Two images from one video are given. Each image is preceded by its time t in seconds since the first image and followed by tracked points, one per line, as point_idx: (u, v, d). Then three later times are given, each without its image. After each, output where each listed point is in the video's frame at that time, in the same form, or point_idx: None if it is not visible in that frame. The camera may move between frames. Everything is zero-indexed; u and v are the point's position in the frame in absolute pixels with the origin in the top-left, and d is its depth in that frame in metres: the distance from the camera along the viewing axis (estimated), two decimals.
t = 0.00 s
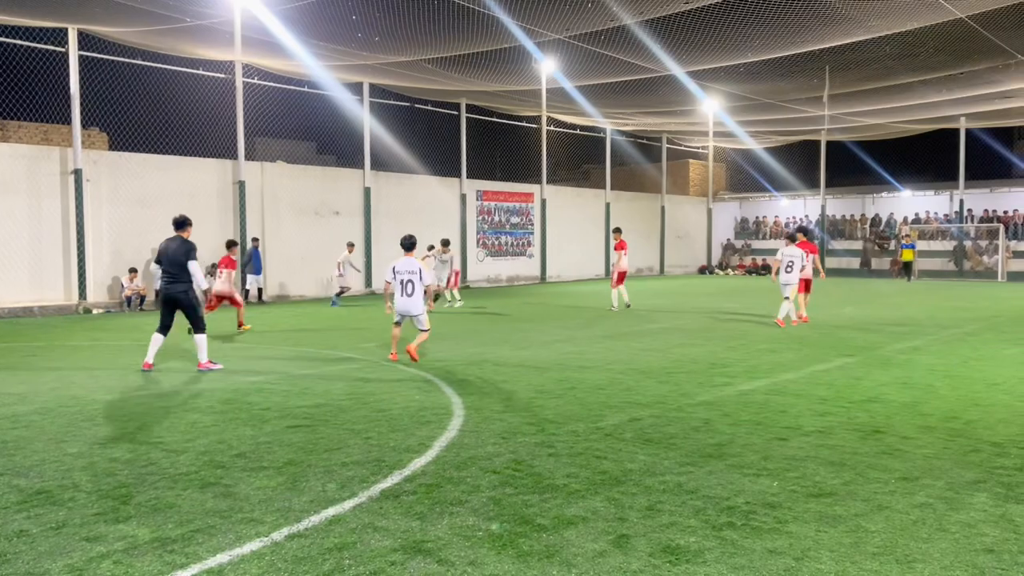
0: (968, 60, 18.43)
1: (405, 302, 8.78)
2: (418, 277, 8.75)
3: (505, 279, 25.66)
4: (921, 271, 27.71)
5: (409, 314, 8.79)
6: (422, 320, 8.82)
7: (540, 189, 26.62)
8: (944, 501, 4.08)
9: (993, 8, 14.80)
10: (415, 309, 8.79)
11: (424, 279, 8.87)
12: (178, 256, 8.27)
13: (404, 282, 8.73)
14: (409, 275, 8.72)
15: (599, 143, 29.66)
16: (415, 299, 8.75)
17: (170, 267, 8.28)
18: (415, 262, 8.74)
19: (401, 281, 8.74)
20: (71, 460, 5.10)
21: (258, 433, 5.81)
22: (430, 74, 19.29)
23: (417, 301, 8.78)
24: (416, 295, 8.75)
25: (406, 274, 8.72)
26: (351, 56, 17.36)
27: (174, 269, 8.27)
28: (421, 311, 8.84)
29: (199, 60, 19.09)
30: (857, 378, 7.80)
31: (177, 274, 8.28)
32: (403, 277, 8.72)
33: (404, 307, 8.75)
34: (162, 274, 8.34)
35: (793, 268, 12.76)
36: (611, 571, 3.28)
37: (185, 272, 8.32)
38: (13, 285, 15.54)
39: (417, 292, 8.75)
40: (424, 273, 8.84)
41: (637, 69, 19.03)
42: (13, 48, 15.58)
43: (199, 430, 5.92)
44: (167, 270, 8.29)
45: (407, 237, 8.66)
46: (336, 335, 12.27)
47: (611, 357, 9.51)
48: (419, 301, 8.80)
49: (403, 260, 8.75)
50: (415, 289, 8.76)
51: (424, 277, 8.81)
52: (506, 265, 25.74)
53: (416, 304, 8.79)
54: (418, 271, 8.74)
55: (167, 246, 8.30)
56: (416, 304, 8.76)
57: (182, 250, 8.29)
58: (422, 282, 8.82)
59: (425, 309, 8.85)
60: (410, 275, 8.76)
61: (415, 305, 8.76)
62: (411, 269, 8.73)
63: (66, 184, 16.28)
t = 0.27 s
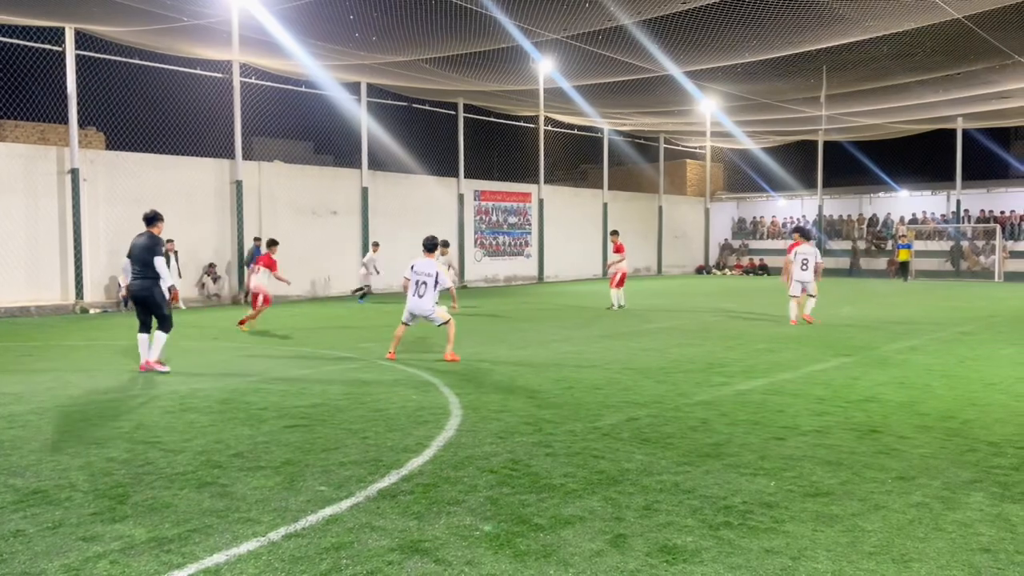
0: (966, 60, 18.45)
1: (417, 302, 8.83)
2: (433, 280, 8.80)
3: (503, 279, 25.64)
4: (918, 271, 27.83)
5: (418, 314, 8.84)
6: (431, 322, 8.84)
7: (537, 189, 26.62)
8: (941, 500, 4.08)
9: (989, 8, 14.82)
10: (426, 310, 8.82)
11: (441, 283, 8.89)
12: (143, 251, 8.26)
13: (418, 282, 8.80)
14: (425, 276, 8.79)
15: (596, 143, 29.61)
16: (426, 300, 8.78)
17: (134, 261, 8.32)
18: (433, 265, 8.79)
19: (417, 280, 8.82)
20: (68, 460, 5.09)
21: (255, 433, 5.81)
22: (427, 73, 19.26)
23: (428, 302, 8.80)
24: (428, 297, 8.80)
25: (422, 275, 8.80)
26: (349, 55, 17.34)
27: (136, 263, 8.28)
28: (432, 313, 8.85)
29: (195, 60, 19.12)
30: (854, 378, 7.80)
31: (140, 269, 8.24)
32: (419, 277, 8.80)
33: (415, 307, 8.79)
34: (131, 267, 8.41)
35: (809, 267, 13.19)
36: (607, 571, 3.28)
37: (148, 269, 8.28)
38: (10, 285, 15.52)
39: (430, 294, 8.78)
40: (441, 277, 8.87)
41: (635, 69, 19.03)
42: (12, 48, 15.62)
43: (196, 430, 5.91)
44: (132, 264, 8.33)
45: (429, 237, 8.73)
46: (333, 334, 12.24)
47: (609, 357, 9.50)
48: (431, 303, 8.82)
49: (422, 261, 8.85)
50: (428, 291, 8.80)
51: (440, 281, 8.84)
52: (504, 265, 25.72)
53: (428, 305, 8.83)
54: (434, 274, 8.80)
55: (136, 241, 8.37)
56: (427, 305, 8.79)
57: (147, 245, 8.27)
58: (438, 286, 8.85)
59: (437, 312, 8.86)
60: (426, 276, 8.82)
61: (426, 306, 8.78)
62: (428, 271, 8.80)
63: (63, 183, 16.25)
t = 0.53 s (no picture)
0: (965, 61, 18.46)
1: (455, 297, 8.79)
2: (473, 275, 8.87)
3: (502, 279, 25.63)
4: (917, 271, 27.73)
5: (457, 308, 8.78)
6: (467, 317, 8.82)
7: (537, 188, 26.60)
8: (940, 500, 4.09)
9: (989, 8, 14.83)
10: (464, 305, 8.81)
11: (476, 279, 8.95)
12: (116, 252, 8.16)
13: (460, 276, 8.79)
14: (468, 271, 8.83)
15: (595, 143, 29.58)
16: (467, 295, 8.79)
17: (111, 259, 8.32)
18: (476, 260, 8.87)
19: (457, 275, 8.80)
20: (67, 459, 5.09)
21: (254, 432, 5.80)
22: (427, 73, 19.26)
23: (467, 297, 8.81)
24: (468, 291, 8.82)
25: (464, 269, 8.80)
26: (349, 55, 17.33)
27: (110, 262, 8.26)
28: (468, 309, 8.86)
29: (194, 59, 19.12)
30: (854, 378, 7.81)
31: (110, 269, 8.20)
32: (462, 271, 8.80)
33: (456, 301, 8.74)
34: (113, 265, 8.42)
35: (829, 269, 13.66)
36: (607, 571, 3.28)
37: (118, 270, 8.20)
38: (10, 284, 15.53)
39: (471, 289, 8.82)
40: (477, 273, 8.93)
41: (634, 69, 19.04)
42: (12, 48, 15.62)
43: (195, 429, 5.91)
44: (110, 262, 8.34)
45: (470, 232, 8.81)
46: (332, 334, 12.23)
47: (608, 357, 9.50)
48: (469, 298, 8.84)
49: (463, 255, 8.86)
50: (467, 285, 8.83)
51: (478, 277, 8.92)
52: (503, 265, 25.70)
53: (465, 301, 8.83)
54: (475, 270, 8.88)
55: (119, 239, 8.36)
56: (466, 300, 8.80)
57: (119, 247, 8.17)
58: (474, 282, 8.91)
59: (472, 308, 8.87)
60: (466, 271, 8.85)
61: (466, 300, 8.79)
62: (469, 266, 8.85)
63: (63, 182, 16.23)
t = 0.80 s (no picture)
0: (965, 61, 18.46)
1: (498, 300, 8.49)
2: (515, 277, 8.49)
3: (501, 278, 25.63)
4: (916, 272, 27.74)
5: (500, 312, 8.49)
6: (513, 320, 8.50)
7: (536, 188, 26.59)
8: (939, 500, 4.09)
9: (989, 9, 14.83)
10: (507, 308, 8.49)
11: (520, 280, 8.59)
12: (94, 248, 8.17)
13: (501, 278, 8.46)
14: (509, 273, 8.47)
15: (595, 143, 29.53)
16: (509, 298, 8.48)
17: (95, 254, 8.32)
18: (517, 261, 8.50)
19: (499, 277, 8.47)
20: (66, 458, 5.09)
21: (254, 431, 5.80)
22: (426, 73, 19.25)
23: (510, 300, 8.50)
24: (510, 294, 8.49)
25: (505, 271, 8.46)
26: (349, 54, 17.33)
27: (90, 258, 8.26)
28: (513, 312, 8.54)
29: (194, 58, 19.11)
30: (853, 378, 7.82)
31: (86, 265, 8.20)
32: (502, 273, 8.46)
33: (498, 305, 8.45)
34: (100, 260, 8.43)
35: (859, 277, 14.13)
36: (607, 570, 3.28)
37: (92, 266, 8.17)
38: (9, 283, 15.52)
39: (512, 291, 8.49)
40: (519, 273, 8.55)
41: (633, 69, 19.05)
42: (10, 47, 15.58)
43: (194, 428, 5.91)
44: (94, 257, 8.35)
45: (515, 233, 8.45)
46: (331, 334, 12.21)
47: (607, 357, 9.50)
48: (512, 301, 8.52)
49: (505, 257, 8.53)
50: (509, 287, 8.49)
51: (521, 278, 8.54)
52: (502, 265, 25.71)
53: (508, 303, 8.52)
54: (516, 271, 8.50)
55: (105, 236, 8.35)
56: (509, 303, 8.48)
57: (95, 244, 8.14)
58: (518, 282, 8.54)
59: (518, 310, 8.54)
60: (508, 273, 8.50)
61: (508, 303, 8.47)
62: (511, 267, 8.49)
63: (62, 182, 16.22)
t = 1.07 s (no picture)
0: (961, 62, 18.49)
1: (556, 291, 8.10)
2: (571, 265, 8.09)
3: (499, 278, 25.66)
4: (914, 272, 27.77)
5: (558, 304, 8.11)
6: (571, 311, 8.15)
7: (534, 188, 26.61)
8: (935, 500, 4.10)
9: (986, 10, 14.86)
10: (566, 299, 8.13)
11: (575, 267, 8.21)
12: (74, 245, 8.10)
13: (557, 269, 8.07)
14: (564, 262, 8.06)
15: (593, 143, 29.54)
16: (567, 288, 8.10)
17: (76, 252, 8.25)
18: (571, 249, 8.08)
19: (555, 268, 8.08)
20: (63, 456, 5.08)
21: (252, 430, 5.81)
22: (424, 72, 19.25)
23: (570, 290, 8.11)
24: (569, 284, 8.11)
25: (560, 261, 8.05)
26: (347, 53, 17.32)
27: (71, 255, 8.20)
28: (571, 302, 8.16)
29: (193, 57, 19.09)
30: (850, 378, 7.84)
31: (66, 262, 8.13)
32: (557, 264, 8.06)
33: (557, 298, 8.07)
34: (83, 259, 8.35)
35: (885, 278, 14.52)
36: (604, 569, 3.28)
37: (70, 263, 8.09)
38: (6, 282, 15.50)
39: (571, 281, 8.10)
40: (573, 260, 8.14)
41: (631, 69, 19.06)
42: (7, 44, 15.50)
43: (193, 427, 5.91)
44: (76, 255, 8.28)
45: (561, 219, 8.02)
46: (328, 333, 12.22)
47: (604, 356, 9.52)
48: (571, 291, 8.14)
49: (556, 246, 8.11)
50: (567, 277, 8.10)
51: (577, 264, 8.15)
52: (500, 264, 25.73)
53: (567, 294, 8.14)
54: (572, 258, 8.09)
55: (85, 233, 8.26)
56: (568, 294, 8.11)
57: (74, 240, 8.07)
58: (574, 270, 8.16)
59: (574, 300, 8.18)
60: (563, 262, 8.10)
61: (567, 295, 8.10)
62: (566, 256, 8.08)
63: (60, 180, 16.18)
